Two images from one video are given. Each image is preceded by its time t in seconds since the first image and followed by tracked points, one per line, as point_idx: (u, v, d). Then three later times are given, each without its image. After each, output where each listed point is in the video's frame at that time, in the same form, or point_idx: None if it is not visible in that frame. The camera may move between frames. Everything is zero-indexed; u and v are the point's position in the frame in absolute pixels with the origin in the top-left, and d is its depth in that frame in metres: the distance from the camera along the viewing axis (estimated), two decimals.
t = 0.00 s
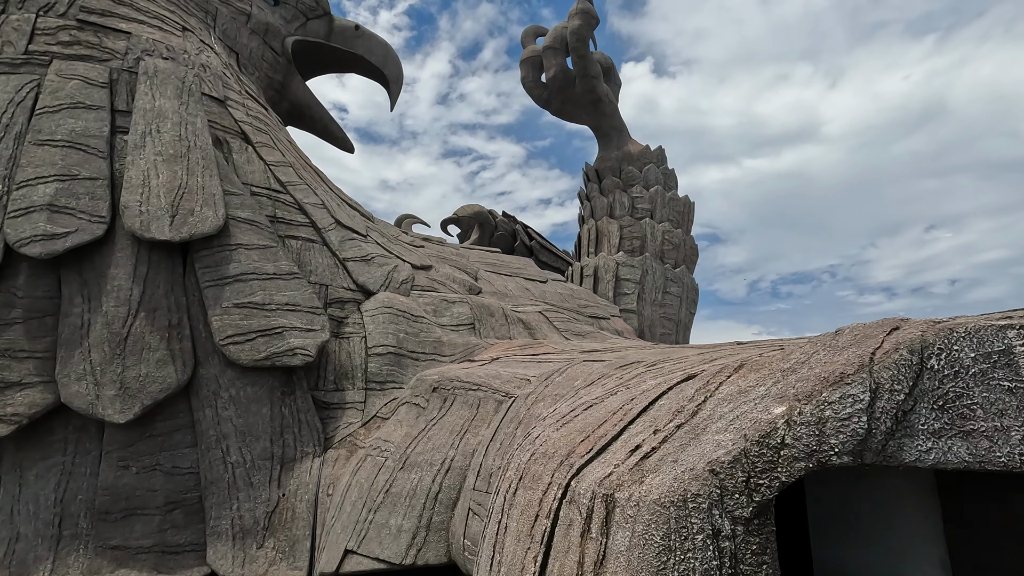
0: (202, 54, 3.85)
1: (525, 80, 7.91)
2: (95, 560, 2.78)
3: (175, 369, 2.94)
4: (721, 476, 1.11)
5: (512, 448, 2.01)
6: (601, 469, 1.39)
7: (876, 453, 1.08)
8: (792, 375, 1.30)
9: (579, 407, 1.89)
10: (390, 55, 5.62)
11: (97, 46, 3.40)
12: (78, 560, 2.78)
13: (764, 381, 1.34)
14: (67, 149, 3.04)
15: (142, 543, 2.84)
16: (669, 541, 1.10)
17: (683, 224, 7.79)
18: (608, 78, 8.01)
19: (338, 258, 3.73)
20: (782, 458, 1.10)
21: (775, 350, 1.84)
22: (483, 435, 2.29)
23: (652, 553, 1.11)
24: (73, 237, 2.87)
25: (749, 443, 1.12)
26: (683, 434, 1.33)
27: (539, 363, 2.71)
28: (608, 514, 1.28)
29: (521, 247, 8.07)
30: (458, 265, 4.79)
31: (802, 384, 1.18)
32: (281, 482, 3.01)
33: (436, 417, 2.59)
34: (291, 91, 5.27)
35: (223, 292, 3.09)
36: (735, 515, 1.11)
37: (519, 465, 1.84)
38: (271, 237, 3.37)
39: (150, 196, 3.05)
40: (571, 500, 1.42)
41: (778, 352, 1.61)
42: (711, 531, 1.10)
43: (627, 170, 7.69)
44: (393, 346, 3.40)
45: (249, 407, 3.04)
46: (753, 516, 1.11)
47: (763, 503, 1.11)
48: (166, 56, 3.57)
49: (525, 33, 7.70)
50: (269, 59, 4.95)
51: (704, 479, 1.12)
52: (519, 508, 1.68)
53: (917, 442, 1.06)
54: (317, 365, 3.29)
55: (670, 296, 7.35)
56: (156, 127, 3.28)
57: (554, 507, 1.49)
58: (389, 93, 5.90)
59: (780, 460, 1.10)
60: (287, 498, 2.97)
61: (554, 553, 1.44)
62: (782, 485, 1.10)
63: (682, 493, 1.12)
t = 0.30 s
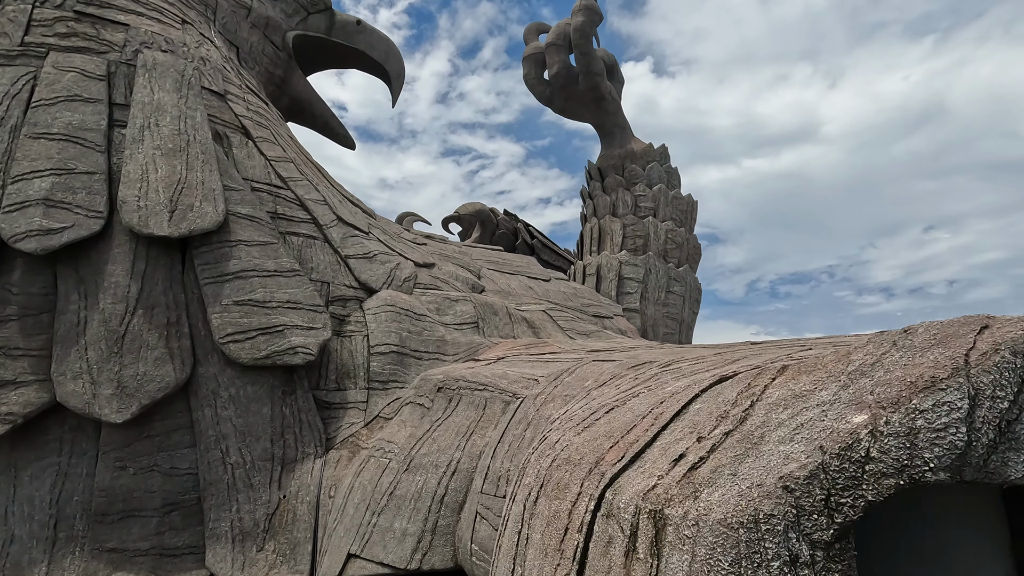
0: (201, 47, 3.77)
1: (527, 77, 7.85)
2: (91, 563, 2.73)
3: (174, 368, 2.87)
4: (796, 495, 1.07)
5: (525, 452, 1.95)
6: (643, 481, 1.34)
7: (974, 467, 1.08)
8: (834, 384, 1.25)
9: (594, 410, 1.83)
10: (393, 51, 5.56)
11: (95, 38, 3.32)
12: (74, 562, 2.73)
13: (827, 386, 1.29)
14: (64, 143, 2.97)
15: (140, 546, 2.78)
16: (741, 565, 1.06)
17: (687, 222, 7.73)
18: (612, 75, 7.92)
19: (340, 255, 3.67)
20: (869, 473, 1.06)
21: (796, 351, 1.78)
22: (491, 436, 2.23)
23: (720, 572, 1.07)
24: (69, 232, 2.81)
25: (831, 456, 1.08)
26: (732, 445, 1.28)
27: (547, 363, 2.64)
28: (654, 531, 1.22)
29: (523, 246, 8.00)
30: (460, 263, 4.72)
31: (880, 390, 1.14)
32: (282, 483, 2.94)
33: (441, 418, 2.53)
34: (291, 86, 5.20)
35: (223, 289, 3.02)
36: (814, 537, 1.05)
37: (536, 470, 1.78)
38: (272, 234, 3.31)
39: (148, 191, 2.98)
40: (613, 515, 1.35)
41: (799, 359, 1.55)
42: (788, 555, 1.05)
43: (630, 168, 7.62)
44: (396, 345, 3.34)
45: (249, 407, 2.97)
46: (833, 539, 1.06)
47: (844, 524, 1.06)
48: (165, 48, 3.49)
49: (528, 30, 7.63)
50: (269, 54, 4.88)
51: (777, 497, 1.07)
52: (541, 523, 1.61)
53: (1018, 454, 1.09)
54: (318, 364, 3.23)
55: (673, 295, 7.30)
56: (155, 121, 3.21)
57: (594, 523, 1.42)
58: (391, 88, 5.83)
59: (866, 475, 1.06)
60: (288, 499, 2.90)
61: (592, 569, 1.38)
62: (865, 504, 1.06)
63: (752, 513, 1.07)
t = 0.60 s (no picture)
0: (205, 39, 3.71)
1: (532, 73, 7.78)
2: (93, 562, 2.67)
3: (177, 363, 2.81)
4: (924, 486, 0.98)
5: (543, 450, 1.88)
6: (711, 475, 1.25)
7: None
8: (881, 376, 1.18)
9: (614, 405, 1.76)
10: (397, 45, 5.48)
11: (97, 28, 3.24)
12: (76, 562, 2.66)
13: (926, 367, 1.17)
14: (65, 133, 2.90)
15: (143, 545, 2.72)
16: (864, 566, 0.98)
17: (692, 220, 7.67)
18: (617, 71, 7.85)
19: (346, 249, 3.61)
20: (1014, 460, 0.95)
21: (825, 344, 1.71)
22: (504, 433, 2.17)
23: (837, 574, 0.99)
24: (71, 224, 2.74)
25: (962, 443, 0.98)
26: (806, 436, 1.19)
27: (560, 358, 2.58)
28: (725, 532, 1.14)
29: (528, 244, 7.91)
30: (467, 258, 4.66)
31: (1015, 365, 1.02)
32: (288, 481, 2.88)
33: (451, 414, 2.47)
34: (295, 80, 5.13)
35: (228, 282, 2.96)
36: (949, 535, 0.96)
37: (560, 468, 1.72)
38: (277, 227, 3.25)
39: (152, 182, 2.92)
40: (678, 513, 1.26)
41: (832, 353, 1.49)
42: (920, 556, 0.96)
43: (635, 165, 7.55)
44: (403, 340, 3.28)
45: (254, 403, 2.91)
46: (972, 539, 0.96)
47: (983, 520, 0.96)
48: (168, 39, 3.42)
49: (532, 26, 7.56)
50: (273, 47, 4.82)
51: (903, 490, 0.98)
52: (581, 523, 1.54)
53: None
54: (324, 359, 3.17)
55: (678, 293, 7.24)
56: (158, 112, 3.14)
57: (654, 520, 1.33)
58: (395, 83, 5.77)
59: (1009, 464, 0.95)
60: (294, 497, 2.84)
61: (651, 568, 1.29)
62: (1010, 497, 0.95)
63: (875, 509, 0.99)
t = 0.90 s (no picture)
0: (206, 28, 3.62)
1: (535, 68, 7.71)
2: (91, 562, 2.59)
3: (178, 358, 2.74)
4: None
5: (561, 448, 1.81)
6: (800, 471, 1.07)
7: None
8: (929, 369, 1.11)
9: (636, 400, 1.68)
10: (400, 38, 5.41)
11: (95, 15, 3.14)
12: (73, 562, 2.59)
13: None
14: (62, 122, 2.82)
15: (142, 544, 2.65)
16: None
17: (697, 216, 7.59)
18: (622, 66, 7.77)
19: (349, 243, 3.53)
20: None
21: (857, 336, 1.64)
22: (517, 429, 2.09)
23: None
24: (68, 215, 2.67)
25: None
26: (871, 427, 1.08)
27: (573, 352, 2.50)
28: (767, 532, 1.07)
29: (530, 240, 7.84)
30: (472, 253, 4.59)
31: None
32: (292, 479, 2.80)
33: (461, 411, 2.39)
34: (297, 72, 5.06)
35: (229, 275, 2.88)
36: None
37: (582, 468, 1.64)
38: (279, 219, 3.17)
39: (151, 173, 2.84)
40: (762, 513, 1.08)
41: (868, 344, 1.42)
42: None
43: (640, 160, 7.48)
44: (409, 335, 3.20)
45: (257, 399, 2.83)
46: None
47: None
48: (168, 27, 3.33)
49: (536, 20, 7.48)
50: (274, 38, 4.74)
51: None
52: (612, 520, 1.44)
53: None
54: (328, 355, 3.10)
55: (683, 290, 7.17)
56: (158, 101, 3.06)
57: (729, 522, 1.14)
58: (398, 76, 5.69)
59: None
60: (298, 496, 2.77)
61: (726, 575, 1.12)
62: None
63: None
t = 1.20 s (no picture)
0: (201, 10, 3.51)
1: (537, 59, 7.60)
2: (82, 560, 2.50)
3: (172, 349, 2.64)
4: None
5: (577, 442, 1.72)
6: (928, 461, 0.91)
7: None
8: None
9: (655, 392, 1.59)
10: (400, 26, 5.29)
11: None
12: (63, 560, 2.49)
13: None
14: (50, 103, 2.71)
15: (135, 542, 2.55)
16: None
17: (700, 209, 7.50)
18: (624, 57, 7.66)
19: (350, 232, 3.43)
20: None
21: (890, 323, 1.54)
22: (526, 422, 2.00)
23: None
24: (57, 200, 2.56)
25: None
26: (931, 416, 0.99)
27: (583, 343, 2.41)
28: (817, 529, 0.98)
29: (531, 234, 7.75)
30: (474, 245, 4.49)
31: None
32: (291, 474, 2.71)
33: (466, 403, 2.30)
34: (295, 59, 4.94)
35: (225, 264, 2.78)
36: None
37: (605, 465, 1.55)
38: (277, 207, 3.07)
39: (144, 157, 2.74)
40: (879, 512, 0.93)
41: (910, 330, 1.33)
42: None
43: (643, 153, 7.38)
44: (411, 327, 3.11)
45: (254, 392, 2.73)
46: None
47: None
48: (162, 8, 3.21)
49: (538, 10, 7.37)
50: (272, 24, 4.63)
51: None
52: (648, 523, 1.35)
53: None
54: (328, 347, 3.00)
55: (686, 284, 7.09)
56: (151, 83, 2.95)
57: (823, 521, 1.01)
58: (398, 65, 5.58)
59: None
60: (296, 492, 2.67)
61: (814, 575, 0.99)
62: None
63: None
